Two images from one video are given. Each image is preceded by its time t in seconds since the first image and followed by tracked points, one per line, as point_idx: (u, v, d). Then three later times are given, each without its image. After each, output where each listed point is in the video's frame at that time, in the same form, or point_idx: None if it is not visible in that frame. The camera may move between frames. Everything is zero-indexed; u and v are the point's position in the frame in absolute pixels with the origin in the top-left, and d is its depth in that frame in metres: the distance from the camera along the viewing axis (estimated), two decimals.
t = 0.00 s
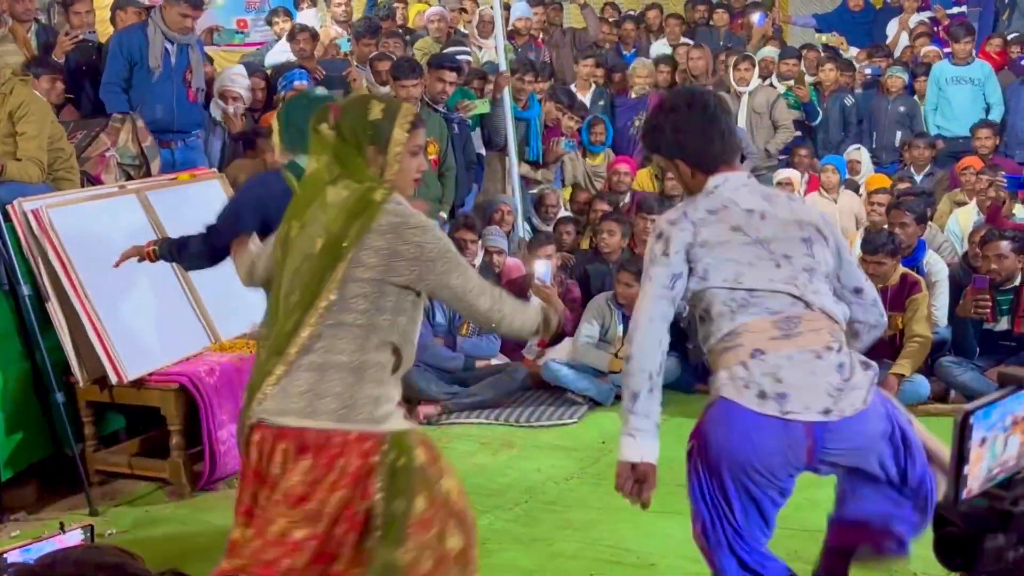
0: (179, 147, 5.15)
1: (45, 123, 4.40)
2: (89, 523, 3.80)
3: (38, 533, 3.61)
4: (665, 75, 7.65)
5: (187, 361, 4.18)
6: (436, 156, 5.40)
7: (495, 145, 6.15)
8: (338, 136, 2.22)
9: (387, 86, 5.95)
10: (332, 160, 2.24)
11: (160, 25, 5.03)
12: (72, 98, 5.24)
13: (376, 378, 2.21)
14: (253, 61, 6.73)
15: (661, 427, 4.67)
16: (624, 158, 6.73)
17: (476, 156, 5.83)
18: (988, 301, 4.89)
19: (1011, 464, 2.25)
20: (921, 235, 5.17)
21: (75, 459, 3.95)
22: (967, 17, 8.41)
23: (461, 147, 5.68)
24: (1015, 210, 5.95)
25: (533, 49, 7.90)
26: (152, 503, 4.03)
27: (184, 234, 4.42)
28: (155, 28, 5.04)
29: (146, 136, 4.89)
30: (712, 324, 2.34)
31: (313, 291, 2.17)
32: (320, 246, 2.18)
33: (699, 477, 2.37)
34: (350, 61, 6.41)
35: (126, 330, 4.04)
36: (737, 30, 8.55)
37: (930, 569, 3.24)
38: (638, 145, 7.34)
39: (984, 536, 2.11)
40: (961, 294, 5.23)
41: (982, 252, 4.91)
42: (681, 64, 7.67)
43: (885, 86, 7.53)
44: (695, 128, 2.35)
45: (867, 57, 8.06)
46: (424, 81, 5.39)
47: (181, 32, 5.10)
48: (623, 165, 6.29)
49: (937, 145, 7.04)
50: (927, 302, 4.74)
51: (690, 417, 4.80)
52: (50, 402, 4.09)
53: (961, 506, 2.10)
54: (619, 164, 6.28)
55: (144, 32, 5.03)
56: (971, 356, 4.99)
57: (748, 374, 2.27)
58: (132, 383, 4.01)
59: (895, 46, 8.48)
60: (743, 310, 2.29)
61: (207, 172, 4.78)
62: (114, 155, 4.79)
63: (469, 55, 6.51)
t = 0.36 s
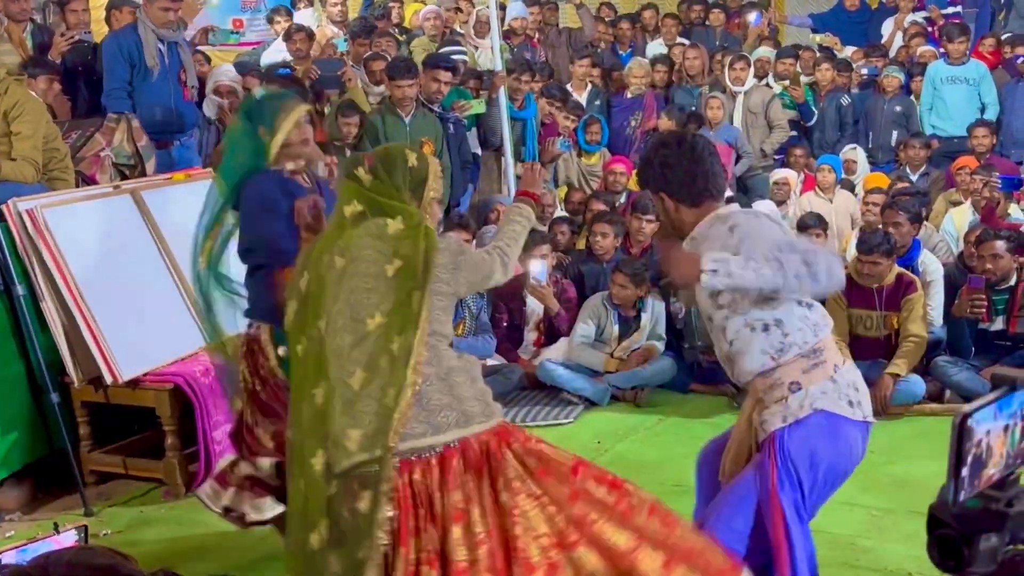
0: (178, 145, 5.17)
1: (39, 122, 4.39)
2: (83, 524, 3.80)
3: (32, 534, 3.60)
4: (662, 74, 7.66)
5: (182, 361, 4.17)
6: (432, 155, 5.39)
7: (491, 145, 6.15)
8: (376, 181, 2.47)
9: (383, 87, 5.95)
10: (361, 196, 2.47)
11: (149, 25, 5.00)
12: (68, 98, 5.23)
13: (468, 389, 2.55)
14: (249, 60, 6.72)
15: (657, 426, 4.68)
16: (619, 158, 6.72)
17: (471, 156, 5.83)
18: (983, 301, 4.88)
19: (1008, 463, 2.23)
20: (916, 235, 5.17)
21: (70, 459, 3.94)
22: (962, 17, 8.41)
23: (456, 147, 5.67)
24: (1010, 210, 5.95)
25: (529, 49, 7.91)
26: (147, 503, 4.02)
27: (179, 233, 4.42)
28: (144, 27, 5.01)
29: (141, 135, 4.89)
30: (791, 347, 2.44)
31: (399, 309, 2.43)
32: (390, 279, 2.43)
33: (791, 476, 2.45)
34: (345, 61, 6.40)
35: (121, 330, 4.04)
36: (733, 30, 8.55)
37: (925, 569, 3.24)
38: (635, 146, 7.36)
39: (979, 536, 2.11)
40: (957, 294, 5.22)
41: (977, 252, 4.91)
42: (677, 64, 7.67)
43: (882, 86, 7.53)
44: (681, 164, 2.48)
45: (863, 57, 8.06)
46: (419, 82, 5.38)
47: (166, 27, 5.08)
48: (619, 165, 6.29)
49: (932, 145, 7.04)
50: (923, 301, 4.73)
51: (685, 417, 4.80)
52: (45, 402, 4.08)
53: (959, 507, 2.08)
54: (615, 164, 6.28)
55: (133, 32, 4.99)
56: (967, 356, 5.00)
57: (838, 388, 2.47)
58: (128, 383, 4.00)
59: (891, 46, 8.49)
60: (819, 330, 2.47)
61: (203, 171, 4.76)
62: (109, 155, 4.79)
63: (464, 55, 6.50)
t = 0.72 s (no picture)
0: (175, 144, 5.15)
1: (33, 121, 4.39)
2: (78, 522, 3.79)
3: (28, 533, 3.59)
4: (658, 73, 7.66)
5: (179, 360, 4.17)
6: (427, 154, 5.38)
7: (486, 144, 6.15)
8: (447, 122, 2.29)
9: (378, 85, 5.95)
10: (428, 147, 2.30)
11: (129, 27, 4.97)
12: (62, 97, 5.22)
13: (499, 363, 2.31)
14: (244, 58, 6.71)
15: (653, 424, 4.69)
16: (615, 156, 6.73)
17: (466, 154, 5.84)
18: (978, 299, 4.89)
19: (1003, 461, 2.26)
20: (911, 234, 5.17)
21: (64, 458, 3.93)
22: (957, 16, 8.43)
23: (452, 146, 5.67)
24: (1005, 208, 5.95)
25: (525, 47, 7.90)
26: (142, 501, 4.02)
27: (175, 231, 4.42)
28: (125, 32, 4.98)
29: (135, 134, 4.88)
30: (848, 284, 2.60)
31: (438, 276, 2.26)
32: (442, 241, 2.26)
33: (836, 418, 2.59)
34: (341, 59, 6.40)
35: (116, 329, 4.04)
36: (728, 28, 8.56)
37: (919, 567, 3.25)
38: (631, 144, 7.37)
39: (974, 534, 2.14)
40: (952, 292, 5.22)
41: (972, 250, 4.91)
42: (673, 62, 7.68)
43: (877, 85, 7.55)
44: (747, 102, 2.68)
45: (858, 55, 8.05)
46: (415, 80, 5.36)
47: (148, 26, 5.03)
48: (614, 164, 6.28)
49: (928, 143, 7.05)
50: (917, 300, 4.74)
51: (680, 415, 4.81)
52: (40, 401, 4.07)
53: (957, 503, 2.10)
54: (611, 162, 6.28)
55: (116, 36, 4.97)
56: (961, 354, 5.01)
57: (876, 334, 2.64)
58: (123, 382, 4.00)
59: (886, 44, 8.50)
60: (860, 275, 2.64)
61: (198, 169, 4.76)
62: (104, 154, 4.79)
63: (460, 53, 6.50)
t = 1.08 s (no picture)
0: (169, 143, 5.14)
1: (28, 119, 4.37)
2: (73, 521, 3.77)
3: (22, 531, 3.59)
4: (654, 71, 7.67)
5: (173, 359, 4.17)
6: (422, 152, 5.39)
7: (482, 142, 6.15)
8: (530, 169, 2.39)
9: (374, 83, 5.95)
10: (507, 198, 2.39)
11: (122, 26, 4.97)
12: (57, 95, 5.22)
13: (539, 394, 2.32)
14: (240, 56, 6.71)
15: (648, 422, 4.69)
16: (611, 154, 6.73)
17: (461, 153, 5.85)
18: (973, 297, 4.89)
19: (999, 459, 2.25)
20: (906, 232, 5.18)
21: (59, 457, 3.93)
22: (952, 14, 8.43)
23: (447, 143, 5.68)
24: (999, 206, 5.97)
25: (521, 45, 7.92)
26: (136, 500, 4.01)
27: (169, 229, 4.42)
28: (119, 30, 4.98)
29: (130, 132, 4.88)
30: (893, 226, 2.69)
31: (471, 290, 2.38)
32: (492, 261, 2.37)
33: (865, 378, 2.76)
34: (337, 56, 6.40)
35: (111, 327, 4.03)
36: (724, 26, 8.57)
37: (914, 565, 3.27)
38: (627, 141, 7.37)
39: (971, 532, 2.12)
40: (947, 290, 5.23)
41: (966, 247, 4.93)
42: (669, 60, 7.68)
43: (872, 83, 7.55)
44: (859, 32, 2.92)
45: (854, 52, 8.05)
46: (410, 78, 5.35)
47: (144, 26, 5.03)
48: (609, 162, 6.29)
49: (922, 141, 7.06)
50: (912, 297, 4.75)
51: (676, 413, 4.81)
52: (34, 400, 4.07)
53: (950, 501, 2.11)
54: (606, 160, 6.28)
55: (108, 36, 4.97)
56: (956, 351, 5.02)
57: (888, 283, 2.71)
58: (118, 381, 4.00)
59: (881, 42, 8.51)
60: (881, 229, 2.70)
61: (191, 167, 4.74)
62: (98, 152, 4.78)
63: (455, 50, 6.50)
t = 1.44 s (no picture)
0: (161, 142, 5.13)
1: (24, 119, 4.36)
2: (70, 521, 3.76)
3: (18, 531, 3.58)
4: (650, 68, 7.65)
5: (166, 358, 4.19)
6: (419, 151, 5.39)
7: (478, 139, 6.15)
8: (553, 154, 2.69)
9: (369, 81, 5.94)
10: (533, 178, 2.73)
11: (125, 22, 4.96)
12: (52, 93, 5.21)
13: (586, 370, 2.63)
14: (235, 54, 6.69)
15: (645, 419, 4.71)
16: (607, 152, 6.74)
17: (456, 151, 5.86)
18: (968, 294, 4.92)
19: (996, 456, 2.26)
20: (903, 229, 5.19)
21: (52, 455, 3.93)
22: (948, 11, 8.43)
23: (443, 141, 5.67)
24: (995, 203, 5.98)
25: (517, 43, 7.94)
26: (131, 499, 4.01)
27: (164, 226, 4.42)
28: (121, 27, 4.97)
29: (125, 130, 4.90)
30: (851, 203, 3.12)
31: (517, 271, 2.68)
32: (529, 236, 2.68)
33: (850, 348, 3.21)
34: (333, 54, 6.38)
35: (107, 325, 4.03)
36: (720, 24, 8.57)
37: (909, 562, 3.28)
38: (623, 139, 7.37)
39: (969, 530, 2.13)
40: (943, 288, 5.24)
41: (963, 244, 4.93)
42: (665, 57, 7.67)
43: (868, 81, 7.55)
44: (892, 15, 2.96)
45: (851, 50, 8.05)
46: (407, 76, 5.33)
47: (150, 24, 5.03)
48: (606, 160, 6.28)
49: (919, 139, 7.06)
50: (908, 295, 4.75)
51: (672, 411, 4.82)
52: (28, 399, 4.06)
53: (949, 498, 2.11)
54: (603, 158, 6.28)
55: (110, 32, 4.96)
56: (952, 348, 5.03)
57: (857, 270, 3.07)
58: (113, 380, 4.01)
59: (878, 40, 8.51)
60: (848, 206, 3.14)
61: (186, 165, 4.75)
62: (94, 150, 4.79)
63: (451, 48, 6.48)
